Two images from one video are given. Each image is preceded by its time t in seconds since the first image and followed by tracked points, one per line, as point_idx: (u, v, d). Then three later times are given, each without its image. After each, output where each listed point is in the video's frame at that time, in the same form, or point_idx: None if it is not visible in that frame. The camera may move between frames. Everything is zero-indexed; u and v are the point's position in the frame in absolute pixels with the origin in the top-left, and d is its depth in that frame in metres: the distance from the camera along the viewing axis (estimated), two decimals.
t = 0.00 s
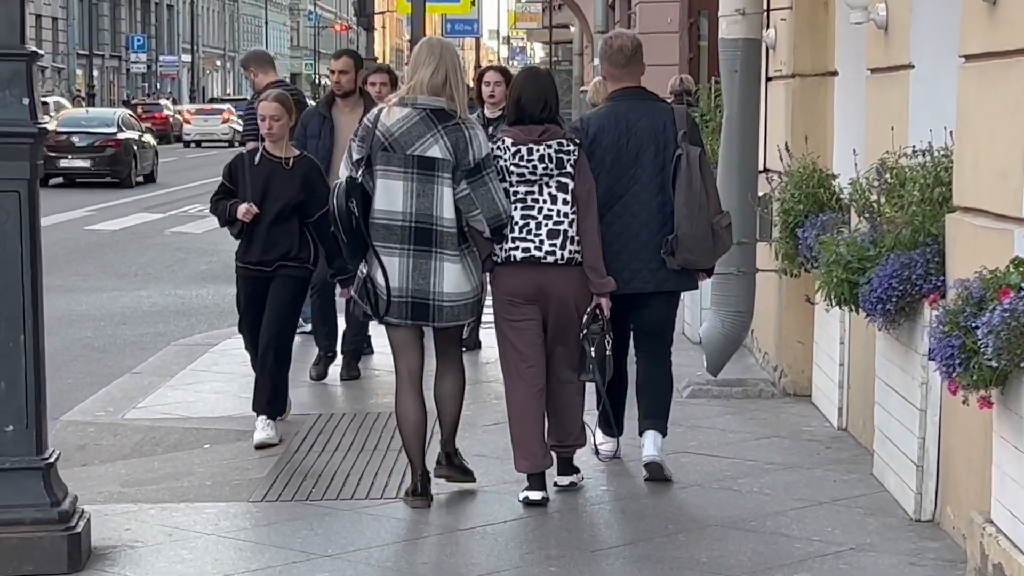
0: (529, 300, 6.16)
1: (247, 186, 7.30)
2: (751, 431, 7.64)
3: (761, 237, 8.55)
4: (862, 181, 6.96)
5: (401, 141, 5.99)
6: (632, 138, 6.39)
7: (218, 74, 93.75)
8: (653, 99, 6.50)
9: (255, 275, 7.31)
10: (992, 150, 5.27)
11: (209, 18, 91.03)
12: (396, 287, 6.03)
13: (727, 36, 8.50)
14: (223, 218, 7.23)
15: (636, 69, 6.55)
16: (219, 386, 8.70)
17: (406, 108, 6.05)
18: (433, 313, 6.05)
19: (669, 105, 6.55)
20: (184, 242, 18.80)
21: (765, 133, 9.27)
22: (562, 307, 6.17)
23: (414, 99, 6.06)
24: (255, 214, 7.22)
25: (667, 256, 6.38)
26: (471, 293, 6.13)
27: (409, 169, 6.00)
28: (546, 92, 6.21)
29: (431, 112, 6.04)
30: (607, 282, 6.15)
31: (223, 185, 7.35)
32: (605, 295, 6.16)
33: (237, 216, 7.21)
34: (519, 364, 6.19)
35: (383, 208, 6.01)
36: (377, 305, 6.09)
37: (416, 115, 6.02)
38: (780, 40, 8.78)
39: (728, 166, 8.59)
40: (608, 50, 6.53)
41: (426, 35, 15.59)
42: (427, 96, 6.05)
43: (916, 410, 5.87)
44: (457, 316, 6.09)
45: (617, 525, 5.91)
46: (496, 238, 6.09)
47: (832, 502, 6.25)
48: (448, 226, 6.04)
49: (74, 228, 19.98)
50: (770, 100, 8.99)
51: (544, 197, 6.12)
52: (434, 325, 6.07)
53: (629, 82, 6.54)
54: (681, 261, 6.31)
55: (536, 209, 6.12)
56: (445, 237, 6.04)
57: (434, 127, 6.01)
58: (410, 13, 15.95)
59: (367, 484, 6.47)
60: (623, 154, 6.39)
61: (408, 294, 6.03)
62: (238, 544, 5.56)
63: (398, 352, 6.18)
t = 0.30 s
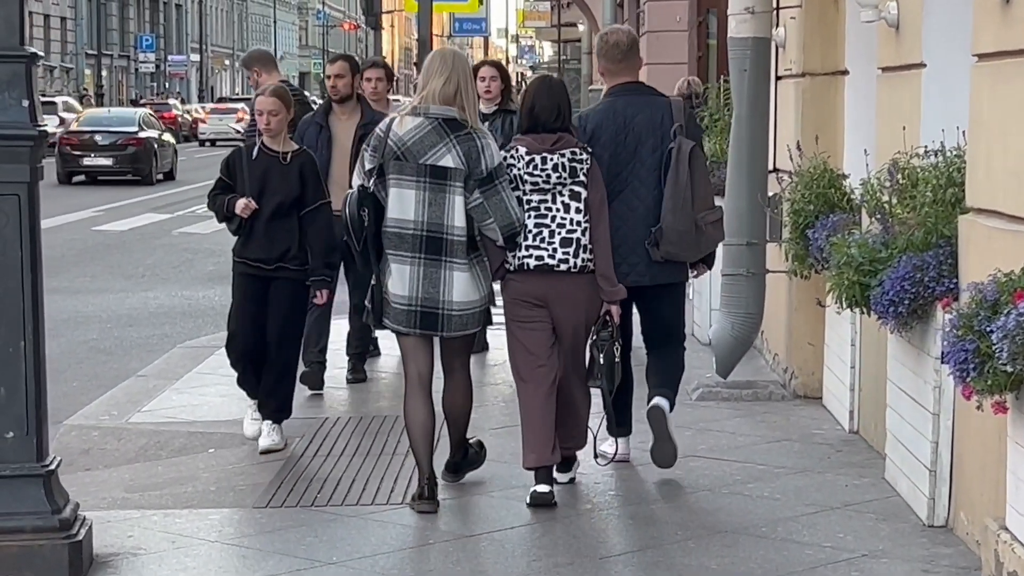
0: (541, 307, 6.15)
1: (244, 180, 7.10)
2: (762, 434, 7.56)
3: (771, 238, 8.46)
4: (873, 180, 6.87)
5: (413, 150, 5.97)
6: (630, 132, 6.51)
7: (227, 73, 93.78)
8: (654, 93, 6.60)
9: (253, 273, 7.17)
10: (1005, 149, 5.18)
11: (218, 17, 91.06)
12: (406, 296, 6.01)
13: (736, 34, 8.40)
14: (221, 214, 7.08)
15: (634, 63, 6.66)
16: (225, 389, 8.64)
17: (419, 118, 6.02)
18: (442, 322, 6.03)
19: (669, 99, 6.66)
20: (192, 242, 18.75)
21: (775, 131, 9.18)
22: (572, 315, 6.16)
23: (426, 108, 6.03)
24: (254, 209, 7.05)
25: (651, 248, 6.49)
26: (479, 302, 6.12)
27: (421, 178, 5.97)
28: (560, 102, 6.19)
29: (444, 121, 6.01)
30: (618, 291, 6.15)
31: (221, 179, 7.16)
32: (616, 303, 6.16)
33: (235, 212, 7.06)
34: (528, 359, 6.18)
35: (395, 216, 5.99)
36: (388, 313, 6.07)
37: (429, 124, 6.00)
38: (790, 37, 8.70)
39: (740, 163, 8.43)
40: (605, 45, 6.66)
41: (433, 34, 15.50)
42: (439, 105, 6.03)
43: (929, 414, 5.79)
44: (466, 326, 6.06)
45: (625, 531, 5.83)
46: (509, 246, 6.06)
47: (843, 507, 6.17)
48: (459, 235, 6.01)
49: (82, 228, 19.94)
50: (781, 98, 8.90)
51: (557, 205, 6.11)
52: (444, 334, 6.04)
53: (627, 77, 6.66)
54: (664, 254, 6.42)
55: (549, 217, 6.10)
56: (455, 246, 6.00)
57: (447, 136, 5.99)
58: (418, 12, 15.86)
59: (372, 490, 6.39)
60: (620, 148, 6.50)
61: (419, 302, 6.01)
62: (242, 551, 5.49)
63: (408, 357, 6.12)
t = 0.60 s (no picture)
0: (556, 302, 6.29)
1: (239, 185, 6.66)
2: (773, 434, 7.47)
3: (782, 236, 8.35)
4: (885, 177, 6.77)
5: (430, 148, 6.11)
6: (631, 120, 6.78)
7: (237, 72, 93.80)
8: (657, 83, 6.86)
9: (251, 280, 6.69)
10: (1020, 144, 5.08)
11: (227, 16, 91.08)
12: (422, 291, 6.13)
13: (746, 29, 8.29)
14: (214, 220, 6.61)
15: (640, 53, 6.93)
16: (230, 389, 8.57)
17: (435, 115, 6.15)
18: (458, 317, 6.15)
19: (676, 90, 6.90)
20: (200, 242, 18.68)
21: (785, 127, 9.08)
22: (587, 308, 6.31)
23: (442, 105, 6.16)
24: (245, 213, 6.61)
25: (641, 234, 6.77)
26: (494, 297, 6.23)
27: (438, 175, 6.11)
28: (572, 96, 6.32)
29: (460, 119, 6.15)
30: (629, 282, 6.30)
31: (214, 184, 6.69)
32: (628, 295, 6.30)
33: (224, 218, 6.59)
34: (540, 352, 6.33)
35: (413, 213, 6.11)
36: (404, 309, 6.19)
37: (445, 122, 6.13)
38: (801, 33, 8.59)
39: (751, 159, 8.32)
40: (614, 33, 6.92)
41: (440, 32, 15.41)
42: (454, 103, 6.17)
43: (944, 414, 5.69)
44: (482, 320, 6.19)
45: (634, 533, 5.74)
46: (522, 241, 6.18)
47: (856, 509, 6.08)
48: (474, 231, 6.12)
49: (90, 228, 19.87)
50: (792, 93, 8.78)
51: (570, 200, 6.26)
52: (460, 329, 6.18)
53: (632, 65, 6.93)
54: (652, 241, 6.66)
55: (562, 213, 6.25)
56: (470, 242, 6.12)
57: (463, 134, 6.12)
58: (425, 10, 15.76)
59: (379, 491, 6.32)
60: (620, 135, 6.79)
61: (435, 297, 6.13)
62: (245, 554, 5.41)
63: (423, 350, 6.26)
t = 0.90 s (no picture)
0: (565, 286, 6.40)
1: (230, 191, 6.43)
2: (782, 433, 7.38)
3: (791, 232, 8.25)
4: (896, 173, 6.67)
5: (440, 134, 6.22)
6: (636, 123, 6.76)
7: (244, 71, 93.75)
8: (664, 87, 6.84)
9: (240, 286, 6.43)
10: None
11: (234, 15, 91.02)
12: (438, 277, 6.23)
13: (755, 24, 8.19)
14: (204, 229, 6.40)
15: (649, 56, 6.90)
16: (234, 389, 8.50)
17: (445, 102, 6.26)
18: (474, 301, 6.24)
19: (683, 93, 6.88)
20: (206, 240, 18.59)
21: (794, 123, 8.98)
22: (596, 292, 6.41)
23: (452, 93, 6.27)
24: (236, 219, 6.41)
25: (647, 239, 6.77)
26: (510, 284, 6.29)
27: (450, 162, 6.21)
28: (579, 84, 6.41)
29: (469, 106, 6.25)
30: (638, 268, 6.39)
31: (204, 193, 6.48)
32: (637, 280, 6.41)
33: (216, 225, 6.39)
34: (546, 342, 6.52)
35: (426, 199, 6.22)
36: (418, 296, 6.27)
37: (455, 109, 6.24)
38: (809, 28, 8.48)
39: (760, 156, 8.24)
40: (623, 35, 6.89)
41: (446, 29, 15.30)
42: (463, 90, 6.26)
43: (956, 414, 5.60)
44: (498, 305, 6.25)
45: (642, 535, 5.66)
46: (532, 227, 6.29)
47: (866, 509, 5.99)
48: (486, 217, 6.22)
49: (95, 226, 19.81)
50: (801, 89, 8.68)
51: (577, 186, 6.37)
52: (475, 314, 6.26)
53: (640, 68, 6.89)
54: (661, 245, 6.67)
55: (570, 199, 6.37)
56: (483, 229, 6.22)
57: (474, 121, 6.22)
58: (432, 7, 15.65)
59: (383, 492, 6.25)
60: (625, 138, 6.77)
61: (451, 282, 6.23)
62: (247, 557, 5.34)
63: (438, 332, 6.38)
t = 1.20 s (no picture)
0: (574, 286, 6.32)
1: (225, 185, 6.12)
2: (795, 435, 7.27)
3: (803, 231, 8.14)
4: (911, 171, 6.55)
5: (451, 134, 6.13)
6: (651, 123, 6.83)
7: (253, 69, 93.73)
8: (678, 89, 6.91)
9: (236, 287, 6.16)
10: None
11: (242, 13, 91.00)
12: (451, 276, 6.15)
13: (766, 20, 8.08)
14: (202, 226, 6.07)
15: (666, 58, 6.98)
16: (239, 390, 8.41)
17: (457, 103, 6.16)
18: (488, 300, 6.16)
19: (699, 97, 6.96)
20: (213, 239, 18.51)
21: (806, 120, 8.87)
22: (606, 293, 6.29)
23: (462, 94, 6.17)
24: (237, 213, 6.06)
25: (653, 237, 6.83)
26: (522, 282, 6.22)
27: (461, 161, 6.13)
28: (587, 87, 6.34)
29: (480, 106, 6.15)
30: (649, 268, 6.31)
31: (194, 186, 6.16)
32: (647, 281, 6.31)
33: (216, 221, 6.05)
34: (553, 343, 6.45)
35: (438, 198, 6.13)
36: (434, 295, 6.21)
37: (466, 109, 6.14)
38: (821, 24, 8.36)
39: (771, 156, 8.11)
40: (642, 37, 6.99)
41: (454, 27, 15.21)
42: (474, 90, 6.17)
43: (973, 417, 5.49)
44: (513, 304, 6.17)
45: (653, 541, 5.55)
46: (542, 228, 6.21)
47: (881, 514, 5.88)
48: (498, 216, 6.14)
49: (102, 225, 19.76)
50: (813, 86, 8.57)
51: (587, 186, 6.27)
52: (489, 313, 6.19)
53: (658, 70, 6.96)
54: (665, 244, 6.71)
55: (579, 199, 6.27)
56: (496, 227, 6.14)
57: (485, 120, 6.13)
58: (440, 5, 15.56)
59: (388, 497, 6.14)
60: (639, 137, 6.85)
61: (466, 282, 6.15)
62: (250, 563, 5.24)
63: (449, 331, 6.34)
